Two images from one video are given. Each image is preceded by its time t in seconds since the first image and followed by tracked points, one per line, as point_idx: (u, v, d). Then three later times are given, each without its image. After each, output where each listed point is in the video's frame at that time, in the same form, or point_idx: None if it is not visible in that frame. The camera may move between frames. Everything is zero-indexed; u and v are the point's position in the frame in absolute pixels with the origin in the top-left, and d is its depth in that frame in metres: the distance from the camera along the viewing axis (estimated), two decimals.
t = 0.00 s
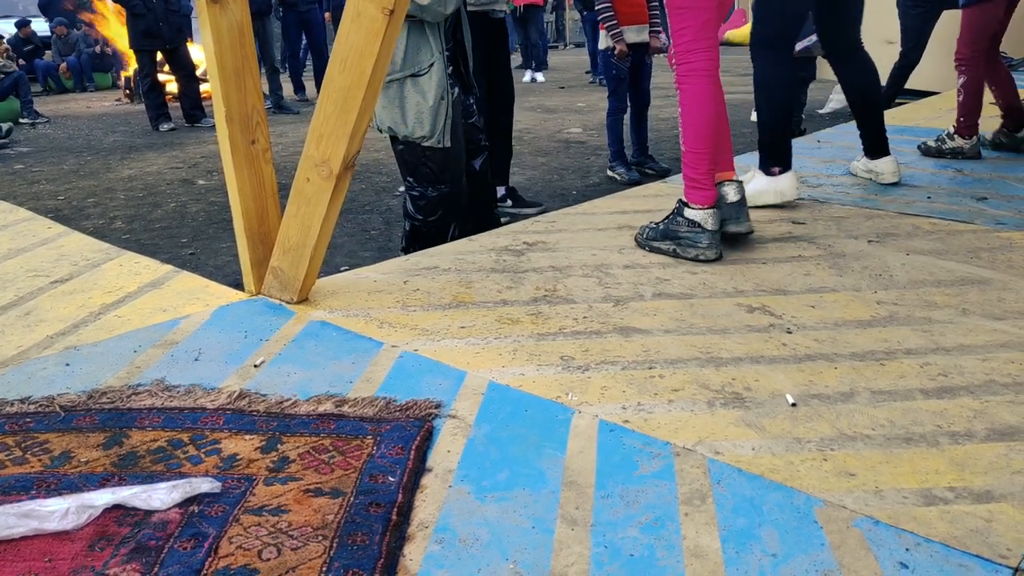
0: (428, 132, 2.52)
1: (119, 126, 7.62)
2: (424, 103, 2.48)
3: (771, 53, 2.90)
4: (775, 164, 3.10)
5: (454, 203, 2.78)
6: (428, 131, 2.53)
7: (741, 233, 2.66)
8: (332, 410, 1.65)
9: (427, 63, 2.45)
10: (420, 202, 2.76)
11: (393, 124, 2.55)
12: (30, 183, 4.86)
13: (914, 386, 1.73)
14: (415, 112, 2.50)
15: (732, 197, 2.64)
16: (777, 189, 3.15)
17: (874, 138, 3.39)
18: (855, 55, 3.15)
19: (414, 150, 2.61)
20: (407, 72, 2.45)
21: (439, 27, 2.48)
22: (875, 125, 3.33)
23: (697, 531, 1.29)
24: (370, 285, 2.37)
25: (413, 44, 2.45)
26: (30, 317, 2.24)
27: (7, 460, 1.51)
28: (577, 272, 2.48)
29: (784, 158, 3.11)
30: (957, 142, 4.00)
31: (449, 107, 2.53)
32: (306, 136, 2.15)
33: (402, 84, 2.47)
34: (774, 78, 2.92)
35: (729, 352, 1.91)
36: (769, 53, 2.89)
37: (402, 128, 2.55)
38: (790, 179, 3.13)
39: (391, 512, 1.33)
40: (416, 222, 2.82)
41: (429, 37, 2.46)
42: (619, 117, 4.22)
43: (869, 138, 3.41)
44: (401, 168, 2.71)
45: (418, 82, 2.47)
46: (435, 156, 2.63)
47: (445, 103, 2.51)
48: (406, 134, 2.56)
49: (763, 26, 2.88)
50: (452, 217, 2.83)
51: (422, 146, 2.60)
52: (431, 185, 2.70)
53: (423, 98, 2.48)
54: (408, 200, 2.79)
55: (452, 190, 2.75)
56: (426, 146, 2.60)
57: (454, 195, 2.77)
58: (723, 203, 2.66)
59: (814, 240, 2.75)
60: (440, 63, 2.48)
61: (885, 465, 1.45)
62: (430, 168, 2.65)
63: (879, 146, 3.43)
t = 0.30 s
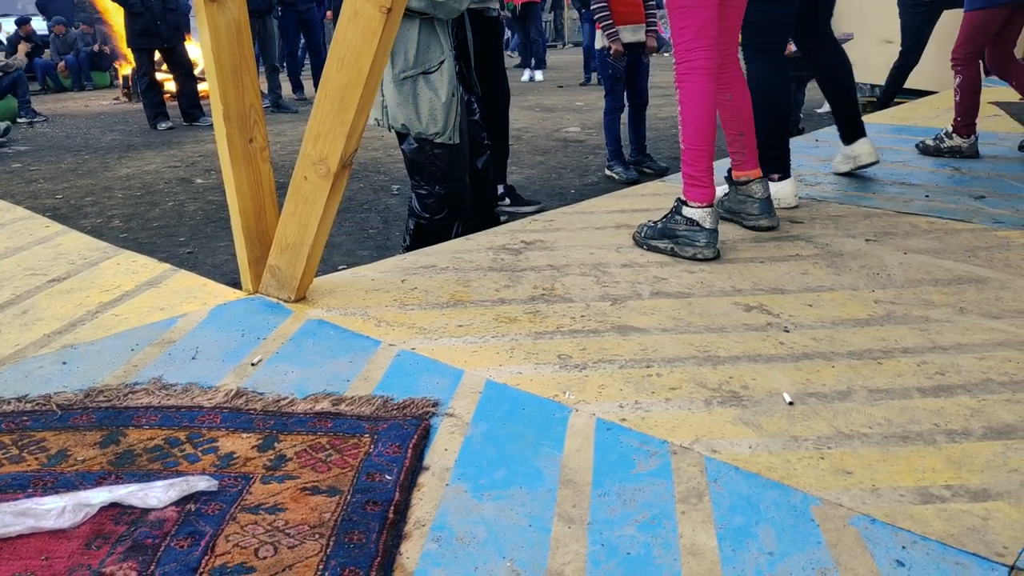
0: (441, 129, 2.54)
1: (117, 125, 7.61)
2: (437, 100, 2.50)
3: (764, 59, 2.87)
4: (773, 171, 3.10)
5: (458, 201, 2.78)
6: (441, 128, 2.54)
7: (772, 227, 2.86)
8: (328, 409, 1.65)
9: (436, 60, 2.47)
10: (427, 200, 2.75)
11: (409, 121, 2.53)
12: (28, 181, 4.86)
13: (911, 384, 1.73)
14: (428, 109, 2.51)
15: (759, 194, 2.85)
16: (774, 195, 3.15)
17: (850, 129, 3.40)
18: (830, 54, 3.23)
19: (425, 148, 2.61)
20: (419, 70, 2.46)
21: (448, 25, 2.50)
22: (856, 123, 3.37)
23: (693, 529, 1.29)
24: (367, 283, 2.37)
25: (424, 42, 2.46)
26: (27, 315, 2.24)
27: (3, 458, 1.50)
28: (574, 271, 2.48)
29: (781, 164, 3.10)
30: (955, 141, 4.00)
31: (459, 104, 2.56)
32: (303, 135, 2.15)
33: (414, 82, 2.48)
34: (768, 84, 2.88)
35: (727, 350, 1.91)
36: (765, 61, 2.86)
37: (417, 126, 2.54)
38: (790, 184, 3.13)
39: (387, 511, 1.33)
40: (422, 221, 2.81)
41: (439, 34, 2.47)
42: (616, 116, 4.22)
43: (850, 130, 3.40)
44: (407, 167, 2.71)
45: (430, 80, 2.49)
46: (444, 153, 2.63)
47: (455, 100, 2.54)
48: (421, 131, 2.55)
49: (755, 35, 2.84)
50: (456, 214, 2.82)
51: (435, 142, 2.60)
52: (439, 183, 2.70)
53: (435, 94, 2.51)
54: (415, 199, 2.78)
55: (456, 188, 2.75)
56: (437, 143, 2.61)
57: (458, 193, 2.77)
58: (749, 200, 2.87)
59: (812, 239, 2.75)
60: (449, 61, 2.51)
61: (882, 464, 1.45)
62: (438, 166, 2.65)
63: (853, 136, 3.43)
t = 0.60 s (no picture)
0: (457, 122, 2.57)
1: (115, 124, 7.60)
2: (453, 94, 2.54)
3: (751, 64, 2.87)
4: (772, 170, 3.09)
5: (458, 197, 2.78)
6: (455, 121, 2.57)
7: (770, 228, 2.86)
8: (326, 409, 1.65)
9: (448, 54, 2.52)
10: (428, 197, 2.75)
11: (426, 116, 2.53)
12: (26, 181, 4.85)
13: (909, 384, 1.73)
14: (445, 103, 2.54)
15: (758, 195, 2.85)
16: (774, 194, 3.14)
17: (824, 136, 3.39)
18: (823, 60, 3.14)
19: (433, 144, 2.61)
20: (433, 64, 2.49)
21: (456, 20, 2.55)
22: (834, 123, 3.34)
23: (691, 529, 1.29)
24: (366, 283, 2.37)
25: (435, 36, 2.49)
26: (25, 315, 2.24)
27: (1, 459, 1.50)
28: (572, 271, 2.48)
29: (779, 164, 3.09)
30: (958, 138, 3.99)
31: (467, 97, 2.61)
32: (301, 134, 2.15)
33: (429, 77, 2.50)
34: (756, 88, 2.88)
35: (725, 350, 1.91)
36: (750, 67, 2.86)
37: (433, 121, 2.55)
38: (789, 183, 3.13)
39: (385, 511, 1.33)
40: (424, 218, 2.80)
41: (449, 28, 2.52)
42: (615, 116, 4.23)
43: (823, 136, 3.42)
44: (410, 166, 2.70)
45: (443, 74, 2.52)
46: (449, 149, 2.65)
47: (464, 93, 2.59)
48: (438, 126, 2.56)
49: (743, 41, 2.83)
50: (457, 211, 2.83)
51: (442, 138, 2.61)
52: (441, 180, 2.71)
53: (450, 88, 2.54)
54: (416, 196, 2.78)
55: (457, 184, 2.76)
56: (443, 140, 2.62)
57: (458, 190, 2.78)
58: (749, 200, 2.87)
59: (810, 239, 2.75)
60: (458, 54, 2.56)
61: (880, 464, 1.45)
62: (443, 163, 2.66)
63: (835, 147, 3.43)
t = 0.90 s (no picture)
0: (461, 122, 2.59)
1: (115, 124, 7.60)
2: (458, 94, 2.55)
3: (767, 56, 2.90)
4: (772, 170, 3.10)
5: (454, 199, 2.78)
6: (460, 121, 2.58)
7: (767, 224, 2.86)
8: (326, 409, 1.65)
9: (450, 54, 2.53)
10: (425, 200, 2.75)
11: (434, 116, 2.52)
12: (26, 181, 4.85)
13: (909, 384, 1.72)
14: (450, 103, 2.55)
15: (752, 193, 2.85)
16: (773, 194, 3.14)
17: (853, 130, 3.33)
18: (843, 46, 3.14)
19: (427, 146, 2.62)
20: (439, 65, 2.50)
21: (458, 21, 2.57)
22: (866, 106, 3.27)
23: (691, 530, 1.29)
24: (365, 283, 2.37)
25: (439, 37, 2.50)
26: (24, 315, 2.24)
27: None
28: (572, 271, 2.47)
29: (779, 163, 3.10)
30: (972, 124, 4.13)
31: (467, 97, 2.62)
32: (300, 134, 2.15)
33: (436, 78, 2.50)
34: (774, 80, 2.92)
35: (725, 350, 1.91)
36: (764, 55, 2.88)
37: (442, 121, 2.55)
38: (789, 184, 3.12)
39: (384, 511, 1.33)
40: (422, 221, 2.80)
41: (452, 29, 2.53)
42: (614, 117, 4.22)
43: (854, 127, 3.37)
44: (405, 170, 2.69)
45: (448, 74, 2.53)
46: (444, 151, 2.65)
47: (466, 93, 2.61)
48: (445, 126, 2.57)
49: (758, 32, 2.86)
50: (453, 212, 2.84)
51: (436, 140, 2.61)
52: (435, 183, 2.71)
53: (455, 88, 2.55)
54: (412, 199, 2.77)
55: (452, 186, 2.76)
56: (437, 142, 2.62)
57: (453, 192, 2.78)
58: (743, 199, 2.87)
59: (810, 239, 2.75)
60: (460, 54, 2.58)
61: (881, 465, 1.45)
62: (439, 166, 2.67)
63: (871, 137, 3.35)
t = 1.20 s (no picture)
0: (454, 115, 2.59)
1: (116, 124, 7.61)
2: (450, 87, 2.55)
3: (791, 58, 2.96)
4: (777, 168, 3.12)
5: (445, 194, 2.77)
6: (451, 114, 2.60)
7: (713, 222, 2.84)
8: (327, 409, 1.65)
9: (444, 47, 2.53)
10: (416, 195, 2.73)
11: (428, 109, 2.53)
12: (27, 181, 4.86)
13: (910, 385, 1.73)
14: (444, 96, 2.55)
15: (700, 189, 2.83)
16: (774, 194, 3.14)
17: (882, 137, 3.30)
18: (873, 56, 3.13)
19: (418, 141, 2.60)
20: (433, 58, 2.49)
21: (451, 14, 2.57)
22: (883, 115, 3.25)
23: (693, 531, 1.29)
24: (367, 284, 2.37)
25: (433, 30, 2.50)
26: (26, 316, 2.24)
27: (2, 460, 1.50)
28: (573, 272, 2.47)
29: (784, 163, 3.13)
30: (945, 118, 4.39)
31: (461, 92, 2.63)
32: (301, 135, 2.15)
33: (430, 71, 2.49)
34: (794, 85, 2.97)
35: (726, 351, 1.91)
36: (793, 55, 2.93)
37: (435, 113, 2.55)
38: (790, 183, 3.13)
39: (386, 512, 1.33)
40: (412, 216, 2.78)
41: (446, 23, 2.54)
42: (614, 116, 4.23)
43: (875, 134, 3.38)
44: (396, 164, 2.67)
45: (442, 67, 2.53)
46: (435, 145, 2.64)
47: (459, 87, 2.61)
48: (438, 118, 2.57)
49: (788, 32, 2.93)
50: (444, 207, 2.83)
51: (428, 135, 2.60)
52: (425, 178, 2.68)
53: (448, 81, 2.55)
54: (402, 194, 2.75)
55: (444, 181, 2.74)
56: (429, 136, 2.60)
57: (444, 187, 2.76)
58: (691, 195, 2.85)
59: (811, 239, 2.75)
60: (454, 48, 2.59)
61: (882, 466, 1.45)
62: (430, 160, 2.65)
63: (889, 150, 3.33)
